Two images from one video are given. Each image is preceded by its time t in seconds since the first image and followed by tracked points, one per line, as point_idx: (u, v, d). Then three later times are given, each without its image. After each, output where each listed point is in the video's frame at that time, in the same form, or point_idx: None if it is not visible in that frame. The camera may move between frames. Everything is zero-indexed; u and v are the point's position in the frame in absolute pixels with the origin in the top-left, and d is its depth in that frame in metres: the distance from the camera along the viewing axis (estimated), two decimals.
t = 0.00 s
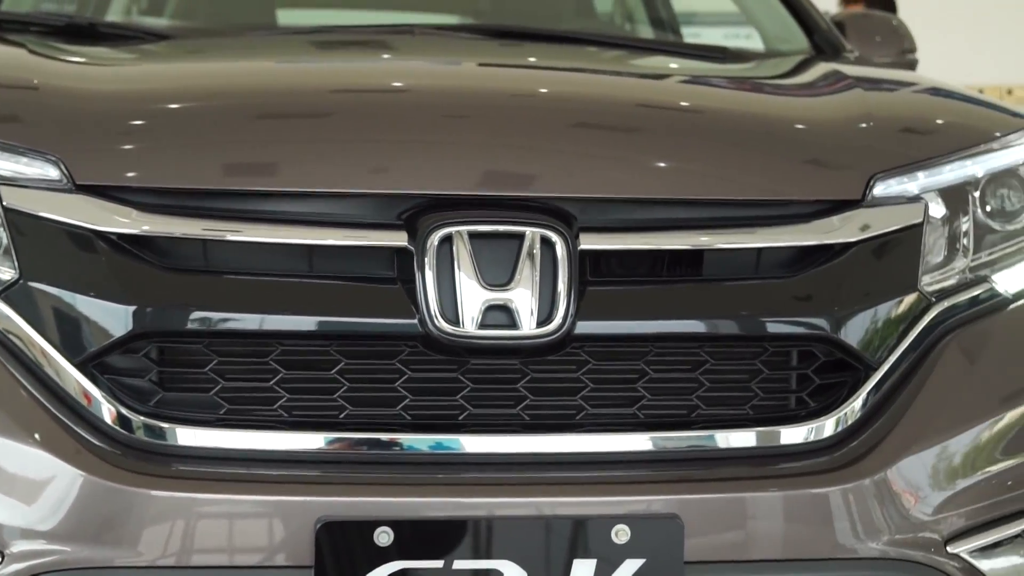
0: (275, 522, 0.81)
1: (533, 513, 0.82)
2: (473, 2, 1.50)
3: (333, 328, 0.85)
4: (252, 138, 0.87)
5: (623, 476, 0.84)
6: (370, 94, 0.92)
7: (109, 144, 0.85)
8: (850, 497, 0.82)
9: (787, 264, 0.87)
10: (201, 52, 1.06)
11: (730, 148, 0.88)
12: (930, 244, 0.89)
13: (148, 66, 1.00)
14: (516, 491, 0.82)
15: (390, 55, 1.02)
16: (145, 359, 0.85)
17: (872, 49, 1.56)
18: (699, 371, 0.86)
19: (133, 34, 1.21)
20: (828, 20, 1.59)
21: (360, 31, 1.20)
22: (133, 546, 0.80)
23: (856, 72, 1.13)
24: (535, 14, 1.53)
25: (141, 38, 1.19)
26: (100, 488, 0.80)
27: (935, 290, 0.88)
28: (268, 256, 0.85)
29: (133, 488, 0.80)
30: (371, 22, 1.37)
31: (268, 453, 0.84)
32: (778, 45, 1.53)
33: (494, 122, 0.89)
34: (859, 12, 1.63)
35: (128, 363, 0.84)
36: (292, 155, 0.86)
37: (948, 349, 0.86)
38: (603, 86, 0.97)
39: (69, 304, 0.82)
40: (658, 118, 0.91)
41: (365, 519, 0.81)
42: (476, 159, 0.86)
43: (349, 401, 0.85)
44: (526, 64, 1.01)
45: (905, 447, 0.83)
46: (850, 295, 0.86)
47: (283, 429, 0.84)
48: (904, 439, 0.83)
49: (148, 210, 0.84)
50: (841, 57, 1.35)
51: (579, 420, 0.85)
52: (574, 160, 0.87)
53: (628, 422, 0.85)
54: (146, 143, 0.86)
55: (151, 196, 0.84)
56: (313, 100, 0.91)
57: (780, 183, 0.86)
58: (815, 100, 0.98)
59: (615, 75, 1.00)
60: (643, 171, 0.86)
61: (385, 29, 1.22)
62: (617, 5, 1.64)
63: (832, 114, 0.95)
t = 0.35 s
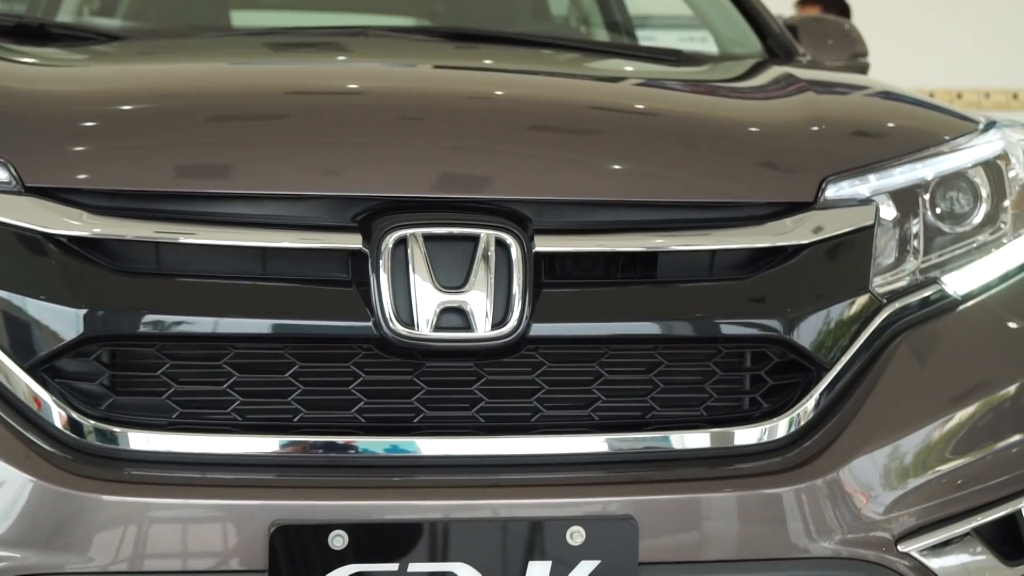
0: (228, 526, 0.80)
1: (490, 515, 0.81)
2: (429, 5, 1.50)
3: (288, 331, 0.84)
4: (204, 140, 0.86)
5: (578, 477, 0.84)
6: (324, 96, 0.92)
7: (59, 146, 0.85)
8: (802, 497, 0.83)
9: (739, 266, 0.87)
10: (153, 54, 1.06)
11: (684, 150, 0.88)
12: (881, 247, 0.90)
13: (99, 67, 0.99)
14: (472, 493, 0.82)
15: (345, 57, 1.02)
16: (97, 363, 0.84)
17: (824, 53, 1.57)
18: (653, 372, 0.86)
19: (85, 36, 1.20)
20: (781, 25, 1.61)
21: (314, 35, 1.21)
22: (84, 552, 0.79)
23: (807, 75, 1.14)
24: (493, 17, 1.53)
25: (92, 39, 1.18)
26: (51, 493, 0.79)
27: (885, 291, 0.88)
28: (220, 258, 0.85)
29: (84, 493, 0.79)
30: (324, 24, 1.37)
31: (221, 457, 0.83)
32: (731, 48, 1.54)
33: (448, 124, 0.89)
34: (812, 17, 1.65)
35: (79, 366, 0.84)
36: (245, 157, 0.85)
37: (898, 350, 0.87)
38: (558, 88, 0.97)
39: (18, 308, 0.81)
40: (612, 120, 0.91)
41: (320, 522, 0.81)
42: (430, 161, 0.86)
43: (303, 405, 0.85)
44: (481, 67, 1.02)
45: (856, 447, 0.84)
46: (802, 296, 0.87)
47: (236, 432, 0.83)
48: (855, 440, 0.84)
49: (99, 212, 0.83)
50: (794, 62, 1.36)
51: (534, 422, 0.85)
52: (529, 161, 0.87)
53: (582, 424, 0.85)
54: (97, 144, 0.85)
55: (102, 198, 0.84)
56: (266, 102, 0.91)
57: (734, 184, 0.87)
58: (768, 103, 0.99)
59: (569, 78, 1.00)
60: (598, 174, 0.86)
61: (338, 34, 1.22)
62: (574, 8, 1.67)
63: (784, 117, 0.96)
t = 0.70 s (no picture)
0: (184, 528, 0.80)
1: (447, 515, 0.81)
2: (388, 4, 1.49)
3: (244, 331, 0.84)
4: (160, 139, 0.86)
5: (537, 477, 0.83)
6: (281, 95, 0.92)
7: (12, 145, 0.84)
8: (758, 495, 0.83)
9: (696, 265, 0.88)
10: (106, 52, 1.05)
11: (642, 150, 0.89)
12: (835, 246, 0.90)
13: (52, 65, 0.98)
14: (430, 493, 0.81)
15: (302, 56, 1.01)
16: (49, 364, 0.83)
17: (779, 53, 1.59)
18: (610, 372, 0.87)
19: (38, 33, 1.19)
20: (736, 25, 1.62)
21: (271, 36, 1.20)
22: (37, 555, 0.78)
23: (762, 75, 1.15)
24: (450, 18, 1.52)
25: (45, 37, 1.17)
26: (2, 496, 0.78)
27: (840, 290, 0.89)
28: (175, 259, 0.84)
29: (37, 496, 0.79)
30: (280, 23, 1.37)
31: (177, 458, 0.82)
32: (688, 48, 1.55)
33: (406, 124, 0.89)
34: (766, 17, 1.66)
35: (31, 368, 0.83)
36: (201, 156, 0.85)
37: (852, 348, 0.87)
38: (515, 88, 0.97)
39: None
40: (570, 119, 0.91)
41: (276, 523, 0.80)
42: (388, 161, 0.86)
43: (259, 405, 0.84)
44: (439, 66, 1.02)
45: (811, 445, 0.84)
46: (758, 295, 0.87)
47: (192, 433, 0.83)
48: (810, 438, 0.84)
49: (53, 212, 0.82)
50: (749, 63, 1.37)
51: (492, 421, 0.85)
52: (486, 161, 0.86)
53: (540, 423, 0.85)
54: (50, 143, 0.85)
55: (55, 198, 0.83)
56: (223, 101, 0.90)
57: (691, 184, 0.87)
58: (724, 103, 1.00)
59: (527, 78, 1.00)
60: (555, 174, 0.86)
61: (298, 29, 1.25)
62: (531, 9, 1.66)
63: (741, 117, 0.96)
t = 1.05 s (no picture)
0: (132, 531, 0.78)
1: (400, 514, 0.81)
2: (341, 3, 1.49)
3: (193, 331, 0.83)
4: (107, 137, 0.85)
5: (489, 475, 0.83)
6: (231, 93, 0.91)
7: None
8: (708, 492, 0.83)
9: (646, 264, 0.88)
10: (51, 49, 1.04)
11: (593, 148, 0.89)
12: (784, 244, 0.91)
13: None
14: (382, 493, 0.81)
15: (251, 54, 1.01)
16: None
17: (728, 53, 1.61)
18: (561, 370, 0.87)
19: None
20: (686, 26, 1.64)
21: (221, 34, 1.20)
22: None
23: (713, 74, 1.16)
24: (400, 15, 1.52)
25: None
26: None
27: (789, 288, 0.90)
28: (123, 258, 0.83)
29: None
30: (228, 20, 1.37)
31: (125, 459, 0.82)
32: (637, 46, 1.57)
33: (357, 122, 0.89)
34: (716, 17, 1.68)
35: None
36: (149, 154, 0.84)
37: (800, 345, 0.88)
38: (466, 86, 0.97)
39: None
40: (521, 118, 0.91)
41: (226, 523, 0.79)
42: (338, 160, 0.85)
43: (208, 405, 0.84)
44: (389, 65, 1.01)
45: (760, 442, 0.85)
46: (708, 293, 0.88)
47: (140, 433, 0.82)
48: (759, 435, 0.85)
49: None
50: (700, 63, 1.38)
51: (443, 420, 0.85)
52: (438, 159, 0.86)
53: (491, 422, 0.85)
54: None
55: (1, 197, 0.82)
56: (172, 99, 0.90)
57: (642, 183, 0.88)
58: (674, 102, 1.00)
59: (479, 76, 1.00)
60: (507, 172, 0.86)
61: (248, 29, 1.25)
62: (482, 8, 1.67)
63: (691, 116, 0.97)
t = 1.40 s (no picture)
0: (82, 533, 0.78)
1: (354, 514, 0.80)
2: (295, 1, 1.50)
3: (143, 331, 0.82)
4: (56, 135, 0.84)
5: (443, 474, 0.83)
6: (182, 92, 0.91)
7: None
8: (661, 490, 0.84)
9: (599, 262, 0.89)
10: None
11: (546, 147, 0.89)
12: (736, 243, 0.91)
13: None
14: (335, 493, 0.81)
15: (202, 52, 1.01)
16: None
17: (682, 52, 1.62)
18: (514, 369, 0.87)
19: None
20: (639, 25, 1.65)
21: (174, 33, 1.19)
22: None
23: (666, 74, 1.17)
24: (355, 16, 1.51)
25: None
26: None
27: (741, 287, 0.91)
28: (72, 258, 0.83)
29: None
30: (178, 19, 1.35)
31: (73, 460, 0.81)
32: (589, 46, 1.58)
33: (309, 121, 0.88)
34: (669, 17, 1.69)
35: None
36: (99, 153, 0.83)
37: (752, 343, 0.89)
38: (419, 86, 0.97)
39: None
40: (475, 117, 0.91)
41: (177, 525, 0.79)
42: (291, 159, 0.85)
43: (158, 406, 0.83)
44: (342, 63, 1.02)
45: (711, 440, 0.85)
46: (660, 292, 0.88)
47: (89, 435, 0.82)
48: (711, 432, 0.86)
49: None
50: (653, 62, 1.39)
51: (396, 420, 0.85)
52: (391, 158, 0.86)
53: (445, 421, 0.85)
54: None
55: None
56: (122, 97, 0.89)
57: (595, 182, 0.88)
58: (628, 101, 1.01)
59: (432, 75, 1.00)
60: (460, 172, 0.86)
61: (198, 28, 1.24)
62: (436, 5, 1.65)
63: (645, 116, 0.97)
